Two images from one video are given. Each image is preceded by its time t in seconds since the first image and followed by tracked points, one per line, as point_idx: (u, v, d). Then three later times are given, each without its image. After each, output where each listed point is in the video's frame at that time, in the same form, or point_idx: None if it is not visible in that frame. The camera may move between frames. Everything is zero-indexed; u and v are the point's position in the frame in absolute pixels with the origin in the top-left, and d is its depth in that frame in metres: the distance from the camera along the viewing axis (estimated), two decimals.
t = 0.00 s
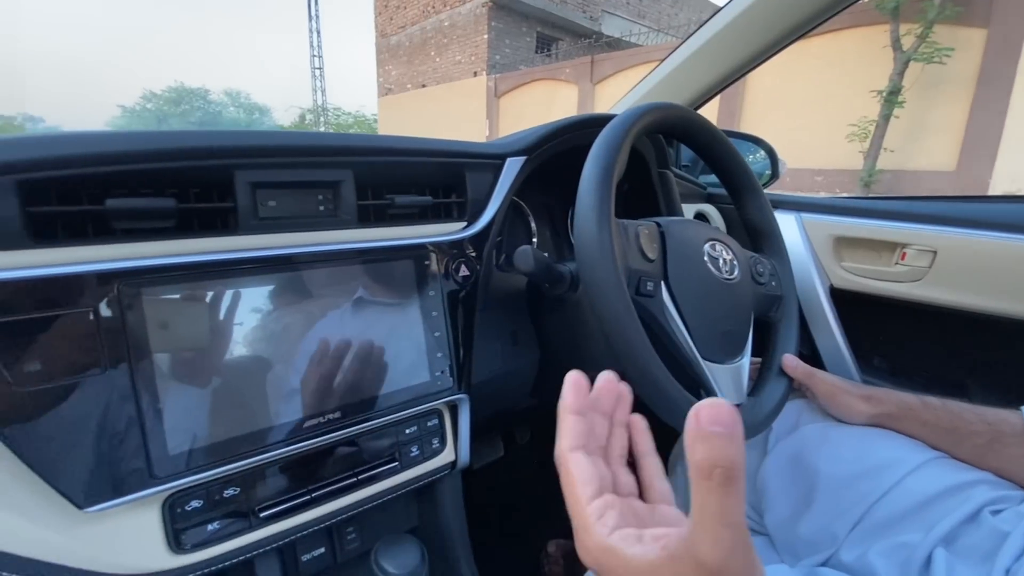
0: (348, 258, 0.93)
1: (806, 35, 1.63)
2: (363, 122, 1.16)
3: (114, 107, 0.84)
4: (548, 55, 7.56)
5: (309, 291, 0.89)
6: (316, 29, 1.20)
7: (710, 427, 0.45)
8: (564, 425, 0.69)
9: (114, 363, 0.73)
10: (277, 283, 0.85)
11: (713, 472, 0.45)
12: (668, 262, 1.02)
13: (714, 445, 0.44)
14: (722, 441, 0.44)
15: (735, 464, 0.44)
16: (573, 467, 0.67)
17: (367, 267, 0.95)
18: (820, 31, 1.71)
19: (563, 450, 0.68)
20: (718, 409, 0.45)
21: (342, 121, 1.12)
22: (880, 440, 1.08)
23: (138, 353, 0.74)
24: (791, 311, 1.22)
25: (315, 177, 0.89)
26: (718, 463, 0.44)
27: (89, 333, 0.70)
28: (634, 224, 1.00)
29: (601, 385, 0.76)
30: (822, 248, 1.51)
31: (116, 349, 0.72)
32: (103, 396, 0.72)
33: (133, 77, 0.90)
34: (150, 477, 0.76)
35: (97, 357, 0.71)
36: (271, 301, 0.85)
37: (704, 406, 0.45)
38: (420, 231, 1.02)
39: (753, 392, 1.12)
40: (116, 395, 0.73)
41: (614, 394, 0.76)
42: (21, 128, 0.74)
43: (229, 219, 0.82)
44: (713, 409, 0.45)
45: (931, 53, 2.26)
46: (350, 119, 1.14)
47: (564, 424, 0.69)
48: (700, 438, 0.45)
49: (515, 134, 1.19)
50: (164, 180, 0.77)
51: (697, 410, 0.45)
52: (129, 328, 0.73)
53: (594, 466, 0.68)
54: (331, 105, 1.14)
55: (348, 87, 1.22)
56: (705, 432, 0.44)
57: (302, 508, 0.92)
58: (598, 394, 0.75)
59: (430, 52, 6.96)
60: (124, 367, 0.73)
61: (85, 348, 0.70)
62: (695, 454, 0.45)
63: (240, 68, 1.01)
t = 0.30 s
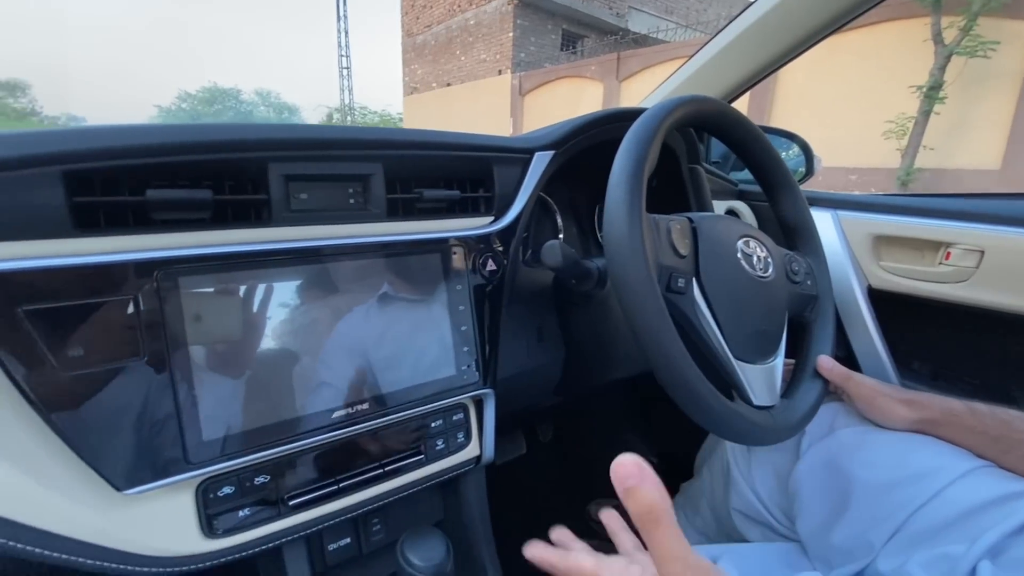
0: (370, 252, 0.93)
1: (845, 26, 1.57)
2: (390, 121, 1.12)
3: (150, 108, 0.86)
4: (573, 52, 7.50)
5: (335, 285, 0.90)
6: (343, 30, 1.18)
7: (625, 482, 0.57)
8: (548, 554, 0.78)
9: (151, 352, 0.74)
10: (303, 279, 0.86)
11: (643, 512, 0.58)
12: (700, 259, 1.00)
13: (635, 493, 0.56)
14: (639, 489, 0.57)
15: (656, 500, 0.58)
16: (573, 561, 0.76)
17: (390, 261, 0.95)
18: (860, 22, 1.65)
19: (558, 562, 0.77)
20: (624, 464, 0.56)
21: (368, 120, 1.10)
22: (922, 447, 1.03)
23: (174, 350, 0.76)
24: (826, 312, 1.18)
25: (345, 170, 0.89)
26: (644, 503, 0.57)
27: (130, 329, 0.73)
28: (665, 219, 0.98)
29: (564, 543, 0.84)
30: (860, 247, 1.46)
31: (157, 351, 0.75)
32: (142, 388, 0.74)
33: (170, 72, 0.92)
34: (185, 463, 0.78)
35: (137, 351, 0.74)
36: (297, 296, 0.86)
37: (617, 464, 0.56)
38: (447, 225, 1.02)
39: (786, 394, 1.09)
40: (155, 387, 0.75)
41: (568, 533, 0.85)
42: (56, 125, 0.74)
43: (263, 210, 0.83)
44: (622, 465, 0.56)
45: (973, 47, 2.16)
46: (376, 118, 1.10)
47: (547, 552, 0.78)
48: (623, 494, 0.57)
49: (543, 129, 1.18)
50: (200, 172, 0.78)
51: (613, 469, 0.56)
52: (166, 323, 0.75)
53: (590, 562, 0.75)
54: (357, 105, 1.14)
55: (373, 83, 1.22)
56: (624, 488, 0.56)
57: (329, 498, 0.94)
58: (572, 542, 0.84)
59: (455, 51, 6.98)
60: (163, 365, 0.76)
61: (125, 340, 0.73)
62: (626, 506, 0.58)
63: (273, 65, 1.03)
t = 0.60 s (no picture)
0: (395, 247, 0.92)
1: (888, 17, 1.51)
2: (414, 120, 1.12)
3: (185, 108, 0.87)
4: (599, 49, 7.42)
5: (361, 282, 0.90)
6: (370, 30, 1.20)
7: (677, 493, 0.62)
8: (606, 564, 0.80)
9: (186, 345, 0.76)
10: (328, 276, 0.86)
11: (697, 525, 0.62)
12: (735, 257, 0.97)
13: (689, 504, 0.61)
14: (694, 501, 0.61)
15: (709, 514, 0.62)
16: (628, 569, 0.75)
17: (414, 257, 0.95)
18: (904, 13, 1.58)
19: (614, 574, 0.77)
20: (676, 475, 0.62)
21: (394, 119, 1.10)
22: (969, 457, 0.98)
23: (210, 345, 0.78)
24: (866, 314, 1.13)
25: (376, 166, 0.89)
26: (697, 516, 0.62)
27: (169, 323, 0.74)
28: (700, 216, 0.95)
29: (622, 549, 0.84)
30: (903, 247, 1.41)
31: (194, 347, 0.76)
32: (179, 381, 0.76)
33: (206, 71, 0.94)
34: (219, 453, 0.79)
35: (175, 345, 0.75)
36: (324, 292, 0.86)
37: (670, 477, 0.62)
38: (475, 221, 1.01)
39: (823, 398, 1.05)
40: (192, 379, 0.77)
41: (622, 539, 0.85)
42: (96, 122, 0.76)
43: (296, 206, 0.84)
44: (673, 476, 0.62)
45: None
46: (401, 117, 1.11)
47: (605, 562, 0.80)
48: (674, 502, 0.62)
49: (573, 124, 1.16)
50: (237, 168, 0.80)
51: (664, 481, 0.62)
52: (203, 319, 0.77)
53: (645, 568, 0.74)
54: (383, 104, 1.13)
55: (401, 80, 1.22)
56: (675, 498, 0.62)
57: (359, 491, 0.94)
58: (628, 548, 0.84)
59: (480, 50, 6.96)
60: (200, 359, 0.77)
61: (162, 334, 0.74)
62: (681, 517, 0.62)
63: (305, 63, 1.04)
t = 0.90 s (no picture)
0: (419, 243, 0.92)
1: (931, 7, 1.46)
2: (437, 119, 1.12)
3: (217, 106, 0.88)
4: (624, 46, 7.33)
5: (385, 278, 0.90)
6: (395, 30, 1.19)
7: (697, 509, 0.53)
8: (583, 542, 0.57)
9: (216, 338, 0.77)
10: (354, 273, 0.86)
11: (721, 547, 0.54)
12: (770, 255, 0.94)
13: (717, 521, 0.53)
14: (721, 518, 0.53)
15: (734, 535, 0.54)
16: (615, 556, 0.53)
17: (438, 253, 0.94)
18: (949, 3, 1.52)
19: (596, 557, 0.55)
20: (697, 484, 0.54)
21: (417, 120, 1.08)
22: (1018, 470, 0.92)
23: (240, 340, 0.78)
24: (908, 316, 1.08)
25: (402, 161, 0.89)
26: (719, 537, 0.53)
27: (200, 317, 0.75)
28: (734, 211, 0.92)
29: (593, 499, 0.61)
30: (947, 246, 1.34)
31: (225, 342, 0.77)
32: (210, 374, 0.77)
33: (238, 71, 0.95)
34: (248, 445, 0.80)
35: (206, 339, 0.76)
36: (351, 288, 0.86)
37: (689, 487, 0.54)
38: (500, 217, 1.00)
39: (861, 403, 1.01)
40: (222, 373, 0.77)
41: (599, 492, 0.61)
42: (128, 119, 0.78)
43: (324, 201, 0.84)
44: (693, 487, 0.54)
45: None
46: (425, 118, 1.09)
47: (582, 541, 0.56)
48: (694, 520, 0.53)
49: (601, 119, 1.14)
50: (266, 163, 0.80)
51: (685, 492, 0.54)
52: (233, 314, 0.77)
53: (639, 558, 0.53)
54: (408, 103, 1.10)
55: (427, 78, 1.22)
56: (695, 515, 0.53)
57: (382, 487, 0.94)
58: (605, 501, 0.60)
59: (504, 49, 6.92)
60: (230, 354, 0.78)
61: (192, 328, 0.75)
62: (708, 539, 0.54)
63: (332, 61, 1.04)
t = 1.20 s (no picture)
0: (441, 240, 0.91)
1: None
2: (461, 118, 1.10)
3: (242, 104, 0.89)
4: (648, 42, 7.22)
5: (407, 276, 0.89)
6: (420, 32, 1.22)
7: (728, 532, 0.51)
8: (609, 553, 0.56)
9: (240, 333, 0.77)
10: (377, 271, 0.86)
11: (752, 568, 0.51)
12: (803, 253, 0.90)
13: (747, 543, 0.51)
14: (751, 540, 0.51)
15: (766, 559, 0.51)
16: (642, 570, 0.53)
17: (460, 250, 0.93)
18: None
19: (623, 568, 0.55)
20: (728, 504, 0.52)
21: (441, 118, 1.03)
22: None
23: (264, 336, 0.79)
24: (951, 318, 1.03)
25: (424, 157, 0.89)
26: (753, 559, 0.51)
27: (224, 312, 0.76)
28: (765, 208, 0.89)
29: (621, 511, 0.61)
30: (992, 246, 1.28)
31: (248, 337, 0.78)
32: (234, 370, 0.77)
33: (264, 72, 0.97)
34: (269, 440, 0.81)
35: (230, 335, 0.77)
36: (375, 285, 0.86)
37: (718, 507, 0.52)
38: (523, 214, 0.99)
39: (898, 409, 0.96)
40: (245, 368, 0.78)
41: (625, 504, 0.60)
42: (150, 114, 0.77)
43: (346, 197, 0.84)
44: (725, 510, 0.52)
45: None
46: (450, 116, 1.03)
47: (608, 552, 0.56)
48: (724, 542, 0.52)
49: (626, 114, 1.12)
50: (290, 160, 0.80)
51: (713, 514, 0.52)
52: (256, 310, 0.78)
53: (667, 573, 0.52)
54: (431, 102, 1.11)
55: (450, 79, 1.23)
56: (725, 537, 0.51)
57: (401, 484, 0.94)
58: (632, 514, 0.60)
59: (527, 47, 6.89)
60: (253, 350, 0.78)
61: (217, 324, 0.76)
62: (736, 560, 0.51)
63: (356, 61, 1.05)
